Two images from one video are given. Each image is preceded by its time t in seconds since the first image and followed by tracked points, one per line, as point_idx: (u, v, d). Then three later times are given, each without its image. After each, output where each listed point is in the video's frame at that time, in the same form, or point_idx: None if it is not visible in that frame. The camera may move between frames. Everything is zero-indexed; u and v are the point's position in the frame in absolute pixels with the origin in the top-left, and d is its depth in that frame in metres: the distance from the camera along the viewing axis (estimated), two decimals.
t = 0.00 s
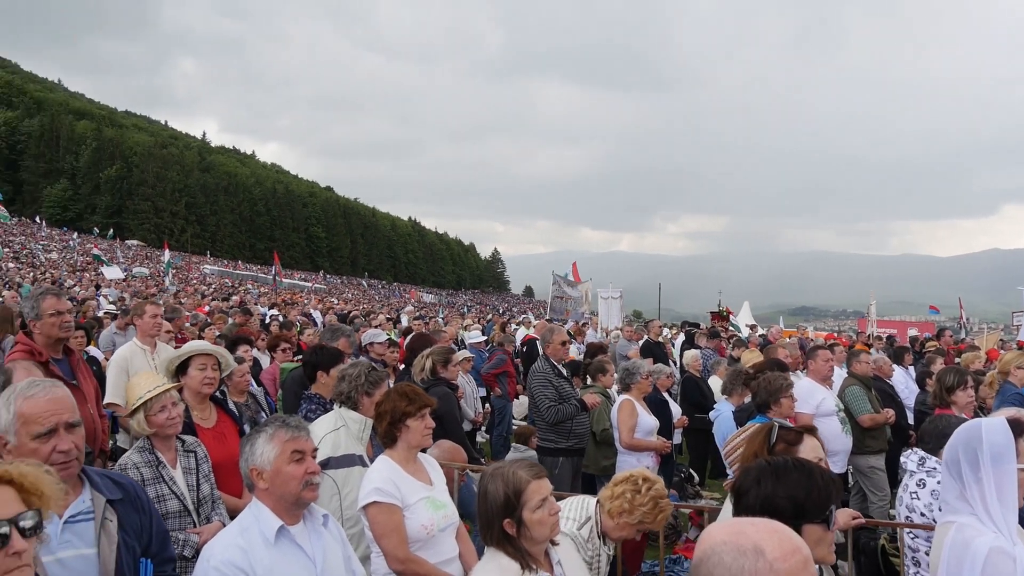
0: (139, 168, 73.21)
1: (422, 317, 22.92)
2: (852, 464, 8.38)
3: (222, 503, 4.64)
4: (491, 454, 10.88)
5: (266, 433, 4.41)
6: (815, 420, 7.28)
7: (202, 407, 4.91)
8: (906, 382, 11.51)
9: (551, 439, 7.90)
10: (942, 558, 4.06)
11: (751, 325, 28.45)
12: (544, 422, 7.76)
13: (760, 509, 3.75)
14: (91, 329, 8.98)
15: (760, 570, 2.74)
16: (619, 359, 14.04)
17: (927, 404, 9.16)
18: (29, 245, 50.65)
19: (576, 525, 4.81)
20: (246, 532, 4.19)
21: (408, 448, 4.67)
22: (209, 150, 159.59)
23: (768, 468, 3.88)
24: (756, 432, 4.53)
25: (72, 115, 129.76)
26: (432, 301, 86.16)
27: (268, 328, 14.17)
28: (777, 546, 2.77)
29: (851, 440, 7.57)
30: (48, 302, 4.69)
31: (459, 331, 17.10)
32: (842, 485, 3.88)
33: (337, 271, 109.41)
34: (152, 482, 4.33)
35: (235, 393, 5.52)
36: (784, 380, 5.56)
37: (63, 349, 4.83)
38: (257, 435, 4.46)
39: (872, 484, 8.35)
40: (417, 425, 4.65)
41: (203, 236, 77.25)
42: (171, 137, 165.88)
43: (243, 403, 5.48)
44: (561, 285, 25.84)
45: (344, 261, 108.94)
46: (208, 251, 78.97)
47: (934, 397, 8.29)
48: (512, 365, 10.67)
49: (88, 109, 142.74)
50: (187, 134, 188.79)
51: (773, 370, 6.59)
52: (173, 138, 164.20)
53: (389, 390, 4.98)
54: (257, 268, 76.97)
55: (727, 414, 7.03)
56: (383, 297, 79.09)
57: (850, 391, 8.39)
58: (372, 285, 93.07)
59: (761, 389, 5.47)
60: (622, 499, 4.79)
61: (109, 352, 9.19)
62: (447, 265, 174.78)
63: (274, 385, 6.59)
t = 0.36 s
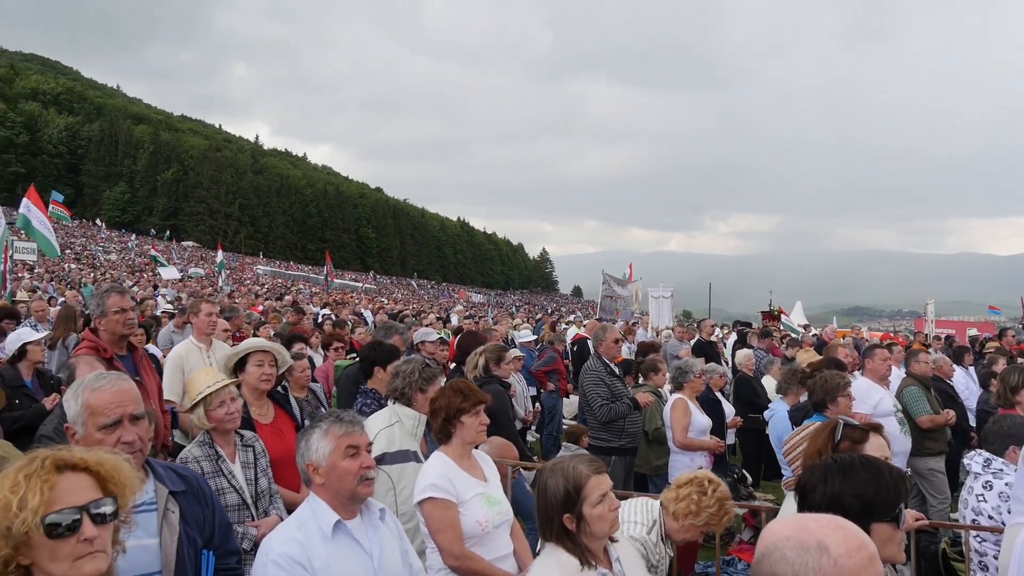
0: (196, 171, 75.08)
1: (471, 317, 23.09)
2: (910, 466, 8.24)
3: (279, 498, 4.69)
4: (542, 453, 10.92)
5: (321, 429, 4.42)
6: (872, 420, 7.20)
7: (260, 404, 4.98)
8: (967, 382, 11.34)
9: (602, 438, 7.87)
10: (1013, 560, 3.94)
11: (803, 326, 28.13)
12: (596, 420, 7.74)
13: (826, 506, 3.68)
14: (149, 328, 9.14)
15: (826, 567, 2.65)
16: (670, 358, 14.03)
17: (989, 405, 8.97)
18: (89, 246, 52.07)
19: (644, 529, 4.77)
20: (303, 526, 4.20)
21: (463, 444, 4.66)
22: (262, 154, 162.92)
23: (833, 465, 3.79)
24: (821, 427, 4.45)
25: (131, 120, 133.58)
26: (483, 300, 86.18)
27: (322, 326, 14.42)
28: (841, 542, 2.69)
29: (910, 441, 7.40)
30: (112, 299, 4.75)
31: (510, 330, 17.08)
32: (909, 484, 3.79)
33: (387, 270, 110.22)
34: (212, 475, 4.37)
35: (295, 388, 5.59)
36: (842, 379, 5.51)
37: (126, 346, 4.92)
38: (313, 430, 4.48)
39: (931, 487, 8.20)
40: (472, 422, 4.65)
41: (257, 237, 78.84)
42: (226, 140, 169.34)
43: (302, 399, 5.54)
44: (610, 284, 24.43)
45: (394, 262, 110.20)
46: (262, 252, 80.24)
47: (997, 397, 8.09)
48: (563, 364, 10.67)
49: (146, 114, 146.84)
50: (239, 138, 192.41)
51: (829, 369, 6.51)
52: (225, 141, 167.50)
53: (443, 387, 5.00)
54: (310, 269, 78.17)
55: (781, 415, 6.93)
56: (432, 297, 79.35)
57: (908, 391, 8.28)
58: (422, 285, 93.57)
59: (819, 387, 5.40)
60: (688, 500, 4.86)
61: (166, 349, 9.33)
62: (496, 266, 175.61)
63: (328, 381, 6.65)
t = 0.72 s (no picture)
0: (249, 174, 76.73)
1: (521, 316, 23.15)
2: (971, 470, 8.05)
3: (334, 493, 4.72)
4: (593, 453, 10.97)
5: (369, 425, 4.37)
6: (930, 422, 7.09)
7: (315, 401, 5.03)
8: None
9: (654, 438, 7.92)
10: None
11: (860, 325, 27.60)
12: (648, 420, 7.85)
13: (893, 507, 3.60)
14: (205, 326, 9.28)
15: (887, 568, 2.59)
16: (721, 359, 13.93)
17: None
18: (146, 247, 53.46)
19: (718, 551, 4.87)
20: (356, 522, 4.18)
21: (516, 443, 4.65)
22: (314, 156, 165.56)
23: (898, 465, 3.71)
24: (884, 427, 4.38)
25: (186, 124, 136.99)
26: (532, 301, 86.05)
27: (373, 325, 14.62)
28: (905, 541, 2.61)
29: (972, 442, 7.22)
30: (174, 298, 4.82)
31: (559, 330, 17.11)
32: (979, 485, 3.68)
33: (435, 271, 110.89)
34: (269, 469, 4.41)
35: (351, 386, 5.64)
36: (901, 380, 5.44)
37: (187, 345, 5.00)
38: (362, 426, 4.44)
39: (993, 491, 7.98)
40: (526, 420, 4.65)
41: (308, 238, 80.13)
42: (279, 143, 172.36)
43: (358, 396, 5.58)
44: (660, 283, 24.13)
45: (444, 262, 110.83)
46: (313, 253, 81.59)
47: None
48: (614, 364, 10.60)
49: (201, 118, 150.48)
50: (289, 140, 195.72)
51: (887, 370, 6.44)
52: (277, 143, 170.36)
53: (495, 386, 5.01)
54: (360, 269, 78.95)
55: (838, 416, 6.82)
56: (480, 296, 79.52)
57: (969, 394, 8.08)
58: (471, 285, 93.90)
59: (876, 388, 5.35)
60: (760, 523, 4.95)
61: (222, 349, 9.45)
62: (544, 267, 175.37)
63: (380, 380, 6.71)
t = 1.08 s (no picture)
0: (303, 176, 78.29)
1: (573, 317, 23.23)
2: None
3: (391, 488, 4.78)
4: (644, 453, 11.09)
5: (421, 423, 4.31)
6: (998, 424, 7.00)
7: (371, 398, 5.11)
8: None
9: (708, 438, 8.00)
10: None
11: (919, 327, 27.11)
12: (703, 420, 7.96)
13: (966, 508, 3.52)
14: (261, 326, 9.46)
15: (956, 568, 2.49)
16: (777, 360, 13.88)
17: None
18: (203, 247, 54.71)
19: None
20: (411, 517, 4.13)
21: (572, 441, 4.64)
22: (366, 157, 167.97)
23: (973, 468, 3.63)
24: (952, 428, 4.30)
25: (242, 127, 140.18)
26: (582, 301, 85.68)
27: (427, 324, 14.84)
28: (975, 543, 2.51)
29: None
30: (235, 296, 4.94)
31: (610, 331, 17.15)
32: None
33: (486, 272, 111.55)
34: (329, 464, 4.49)
35: (407, 383, 5.69)
36: (965, 384, 5.46)
37: (249, 342, 5.10)
38: (413, 425, 4.37)
39: None
40: (582, 418, 4.64)
41: (360, 239, 81.23)
42: (331, 143, 175.00)
43: (414, 393, 5.64)
44: (713, 284, 24.17)
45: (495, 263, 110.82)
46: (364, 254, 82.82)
47: None
48: (666, 365, 10.67)
49: (257, 122, 153.77)
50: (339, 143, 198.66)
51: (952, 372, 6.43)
52: (328, 144, 172.99)
53: (552, 384, 5.01)
54: (412, 269, 79.61)
55: (899, 419, 6.77)
56: (530, 297, 79.52)
57: None
58: (522, 285, 94.06)
59: (940, 390, 5.37)
60: None
61: (278, 347, 9.60)
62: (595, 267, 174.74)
63: (434, 379, 6.74)
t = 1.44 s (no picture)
0: (356, 177, 79.43)
1: (625, 317, 23.20)
2: None
3: (449, 484, 4.87)
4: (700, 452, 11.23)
5: (479, 418, 4.22)
6: None
7: (428, 394, 5.18)
8: None
9: (768, 437, 8.06)
10: None
11: (984, 326, 26.44)
12: (764, 420, 7.99)
13: None
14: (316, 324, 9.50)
15: None
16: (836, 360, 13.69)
17: None
18: (259, 248, 55.61)
19: None
20: (470, 513, 4.07)
21: (630, 439, 4.62)
22: (418, 158, 169.49)
23: None
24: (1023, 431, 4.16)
25: (297, 129, 142.82)
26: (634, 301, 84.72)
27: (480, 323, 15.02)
28: None
29: None
30: (296, 295, 5.12)
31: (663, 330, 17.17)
32: None
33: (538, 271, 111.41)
34: (388, 459, 4.59)
35: (462, 381, 5.75)
36: None
37: (310, 340, 5.24)
38: (471, 420, 4.30)
39: None
40: (640, 415, 4.61)
41: (414, 240, 81.92)
42: (381, 144, 177.03)
43: (469, 391, 5.70)
44: (768, 283, 23.74)
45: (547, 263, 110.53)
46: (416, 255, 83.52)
47: None
48: (723, 364, 10.80)
49: (312, 124, 156.25)
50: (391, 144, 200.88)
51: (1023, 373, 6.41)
52: (380, 146, 175.03)
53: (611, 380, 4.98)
54: (464, 269, 79.90)
55: (964, 418, 6.76)
56: (583, 296, 79.14)
57: None
58: (574, 285, 93.60)
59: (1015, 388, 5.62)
60: None
61: (334, 347, 9.62)
62: (649, 266, 173.10)
63: (489, 376, 6.80)
